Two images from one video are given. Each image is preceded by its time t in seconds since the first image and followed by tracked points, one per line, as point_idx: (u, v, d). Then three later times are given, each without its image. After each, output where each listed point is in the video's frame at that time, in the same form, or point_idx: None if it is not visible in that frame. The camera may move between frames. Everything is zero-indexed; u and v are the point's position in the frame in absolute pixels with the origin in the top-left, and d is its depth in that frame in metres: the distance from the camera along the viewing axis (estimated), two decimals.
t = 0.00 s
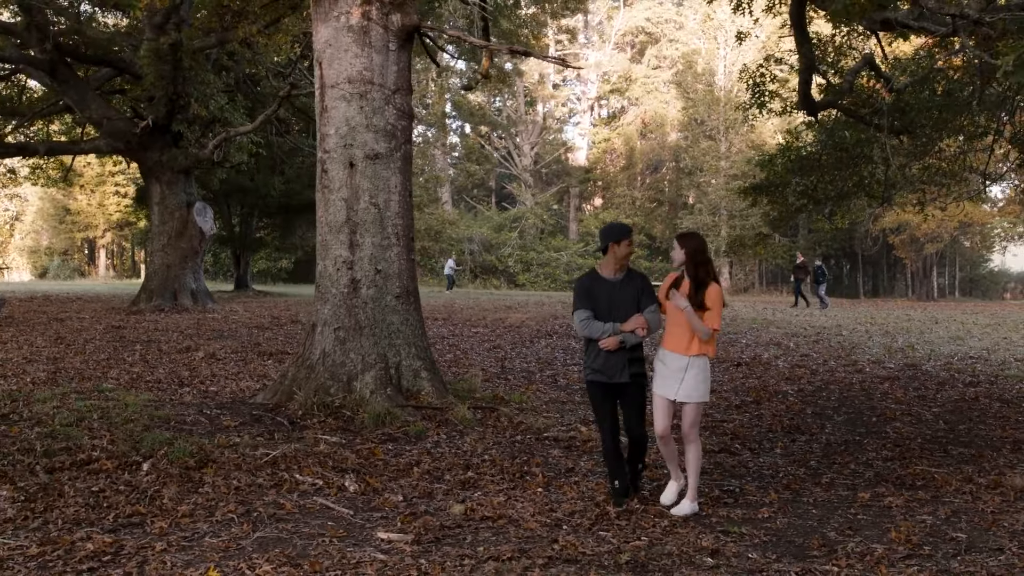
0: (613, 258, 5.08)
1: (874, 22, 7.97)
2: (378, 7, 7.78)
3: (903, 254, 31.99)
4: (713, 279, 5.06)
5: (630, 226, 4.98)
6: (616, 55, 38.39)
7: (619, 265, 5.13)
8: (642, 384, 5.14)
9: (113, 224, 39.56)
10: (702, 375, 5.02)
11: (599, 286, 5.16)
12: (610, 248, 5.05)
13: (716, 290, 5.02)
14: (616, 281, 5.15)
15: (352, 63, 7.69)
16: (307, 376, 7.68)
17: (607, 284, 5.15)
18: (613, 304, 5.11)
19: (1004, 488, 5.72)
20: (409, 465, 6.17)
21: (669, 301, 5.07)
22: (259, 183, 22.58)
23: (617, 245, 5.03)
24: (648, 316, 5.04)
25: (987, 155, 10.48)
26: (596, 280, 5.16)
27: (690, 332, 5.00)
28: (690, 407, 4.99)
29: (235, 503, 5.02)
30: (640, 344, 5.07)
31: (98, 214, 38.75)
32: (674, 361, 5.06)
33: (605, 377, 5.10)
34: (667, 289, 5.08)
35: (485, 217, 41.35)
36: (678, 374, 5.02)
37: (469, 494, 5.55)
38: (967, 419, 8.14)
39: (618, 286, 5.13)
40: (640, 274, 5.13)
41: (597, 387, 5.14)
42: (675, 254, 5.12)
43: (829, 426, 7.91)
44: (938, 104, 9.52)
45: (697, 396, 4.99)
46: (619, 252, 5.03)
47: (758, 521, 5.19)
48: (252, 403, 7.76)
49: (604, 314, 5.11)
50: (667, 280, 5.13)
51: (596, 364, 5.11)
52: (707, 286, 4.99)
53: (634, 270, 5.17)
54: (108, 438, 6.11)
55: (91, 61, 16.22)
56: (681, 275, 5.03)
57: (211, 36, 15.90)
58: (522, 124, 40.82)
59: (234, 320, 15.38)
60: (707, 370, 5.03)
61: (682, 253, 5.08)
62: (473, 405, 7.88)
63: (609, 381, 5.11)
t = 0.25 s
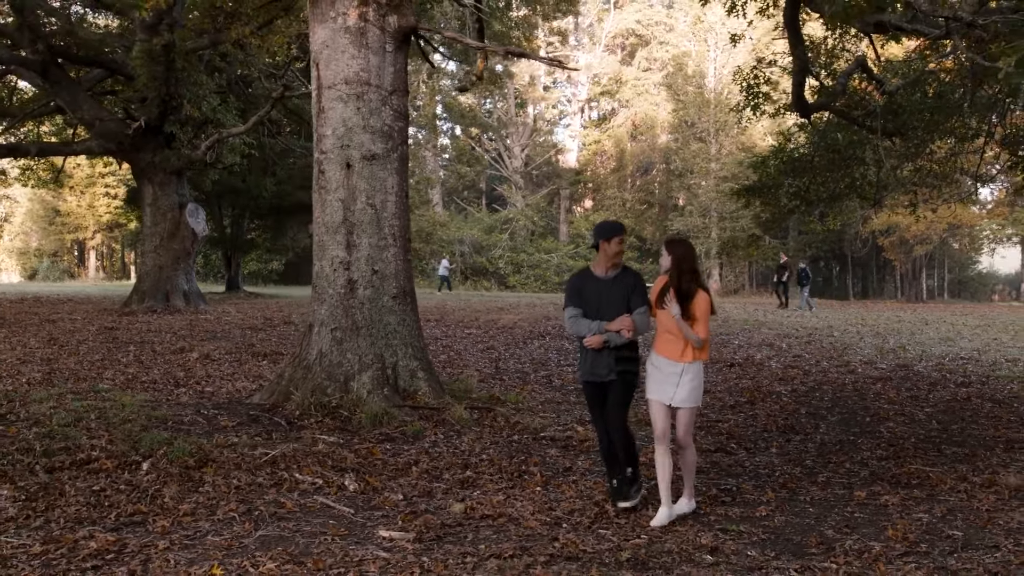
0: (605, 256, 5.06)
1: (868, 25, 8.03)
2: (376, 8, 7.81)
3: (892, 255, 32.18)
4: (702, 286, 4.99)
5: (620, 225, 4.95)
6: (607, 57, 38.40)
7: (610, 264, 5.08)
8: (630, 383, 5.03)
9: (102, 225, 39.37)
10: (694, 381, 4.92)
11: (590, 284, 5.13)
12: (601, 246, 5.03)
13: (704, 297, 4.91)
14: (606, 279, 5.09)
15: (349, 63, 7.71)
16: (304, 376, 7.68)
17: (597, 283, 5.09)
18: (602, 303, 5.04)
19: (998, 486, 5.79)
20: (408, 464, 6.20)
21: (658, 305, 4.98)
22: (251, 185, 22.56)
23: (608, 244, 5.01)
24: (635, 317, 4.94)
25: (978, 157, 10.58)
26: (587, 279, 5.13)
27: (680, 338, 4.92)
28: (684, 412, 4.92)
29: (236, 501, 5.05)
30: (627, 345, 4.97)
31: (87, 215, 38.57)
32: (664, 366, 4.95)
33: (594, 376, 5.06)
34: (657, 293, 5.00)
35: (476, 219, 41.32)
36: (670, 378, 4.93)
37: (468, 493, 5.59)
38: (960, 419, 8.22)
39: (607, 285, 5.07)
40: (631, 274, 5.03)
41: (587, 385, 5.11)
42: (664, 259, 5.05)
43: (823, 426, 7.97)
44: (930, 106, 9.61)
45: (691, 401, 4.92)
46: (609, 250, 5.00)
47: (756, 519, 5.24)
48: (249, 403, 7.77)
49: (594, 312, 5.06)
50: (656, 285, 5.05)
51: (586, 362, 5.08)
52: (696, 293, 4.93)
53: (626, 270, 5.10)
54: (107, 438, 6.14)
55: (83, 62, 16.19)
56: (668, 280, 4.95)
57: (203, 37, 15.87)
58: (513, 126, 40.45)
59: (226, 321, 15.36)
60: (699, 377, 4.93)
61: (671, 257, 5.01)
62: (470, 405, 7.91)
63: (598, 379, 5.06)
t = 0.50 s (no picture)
0: (596, 256, 4.97)
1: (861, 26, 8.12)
2: (371, 8, 7.83)
3: (881, 255, 32.39)
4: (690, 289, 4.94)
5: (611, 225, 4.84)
6: (596, 57, 38.44)
7: (602, 263, 4.98)
8: (619, 384, 4.96)
9: (91, 225, 39.21)
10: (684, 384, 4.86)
11: (581, 283, 5.04)
12: (591, 247, 4.93)
13: (693, 302, 4.87)
14: (597, 279, 5.00)
15: (345, 63, 7.72)
16: (300, 375, 7.70)
17: (588, 283, 5.01)
18: (593, 303, 4.96)
19: (991, 482, 5.87)
20: (406, 461, 6.23)
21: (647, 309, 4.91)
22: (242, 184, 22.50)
23: (598, 245, 4.90)
24: (626, 319, 4.85)
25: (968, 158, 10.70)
26: (579, 279, 5.05)
27: (669, 341, 4.88)
28: (673, 415, 4.84)
29: (236, 498, 5.09)
30: (617, 347, 4.90)
31: (76, 215, 38.42)
32: (653, 371, 4.91)
33: (584, 375, 5.00)
34: (646, 296, 4.93)
35: (466, 218, 41.31)
36: (659, 382, 4.88)
37: (467, 490, 5.63)
38: (951, 417, 8.31)
39: (598, 285, 4.98)
40: (621, 275, 4.94)
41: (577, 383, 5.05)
42: (650, 262, 4.99)
43: (817, 424, 8.04)
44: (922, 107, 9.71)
45: (681, 403, 4.84)
46: (599, 252, 4.90)
47: (754, 515, 5.31)
48: (246, 401, 7.79)
49: (585, 311, 4.98)
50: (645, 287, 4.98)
51: (577, 360, 5.02)
52: (684, 297, 4.87)
53: (617, 269, 5.01)
54: (104, 436, 6.19)
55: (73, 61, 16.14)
56: (655, 284, 4.89)
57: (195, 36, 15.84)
58: (502, 126, 40.12)
59: (219, 320, 15.34)
60: (688, 379, 4.88)
61: (657, 260, 4.94)
62: (466, 404, 7.96)
63: (588, 379, 4.99)
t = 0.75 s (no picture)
0: (588, 261, 4.85)
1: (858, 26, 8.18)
2: (371, 8, 7.86)
3: (875, 255, 32.51)
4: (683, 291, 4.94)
5: (602, 229, 4.75)
6: (590, 57, 38.44)
7: (592, 268, 4.88)
8: (608, 392, 4.83)
9: (85, 225, 39.05)
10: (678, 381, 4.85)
11: (572, 288, 4.93)
12: (582, 252, 4.83)
13: (687, 305, 4.85)
14: (588, 285, 4.90)
15: (345, 63, 7.74)
16: (300, 373, 7.72)
17: (580, 288, 4.90)
18: (585, 309, 4.86)
19: (989, 480, 5.94)
20: (408, 459, 6.26)
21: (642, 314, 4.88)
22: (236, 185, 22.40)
23: (590, 250, 4.80)
24: (619, 326, 4.77)
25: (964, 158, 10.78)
26: (570, 284, 4.93)
27: (664, 343, 4.86)
28: (664, 410, 4.83)
29: (241, 496, 5.14)
30: (610, 354, 4.79)
31: (69, 215, 38.26)
32: (649, 372, 4.89)
33: (575, 383, 4.87)
34: (640, 300, 4.89)
35: (460, 218, 41.28)
36: (653, 382, 4.87)
37: (469, 488, 5.67)
38: (947, 415, 8.38)
39: (590, 291, 4.88)
40: (614, 279, 4.88)
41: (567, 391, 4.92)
42: (642, 265, 4.96)
43: (815, 422, 8.11)
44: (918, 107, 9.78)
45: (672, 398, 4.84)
46: (591, 257, 4.80)
47: (755, 512, 5.39)
48: (246, 400, 7.81)
49: (576, 317, 4.88)
50: (639, 290, 4.95)
51: (567, 368, 4.90)
52: (679, 300, 4.88)
53: (609, 275, 4.92)
54: (106, 434, 6.24)
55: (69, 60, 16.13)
56: (649, 288, 4.87)
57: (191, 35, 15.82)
58: (496, 126, 40.37)
59: (215, 320, 15.34)
60: (683, 378, 4.89)
61: (650, 264, 4.93)
62: (466, 402, 7.99)
63: (578, 387, 4.87)
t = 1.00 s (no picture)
0: (579, 255, 4.90)
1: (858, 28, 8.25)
2: (375, 9, 7.88)
3: (873, 256, 32.54)
4: (682, 291, 4.90)
5: (591, 225, 4.77)
6: (588, 59, 38.47)
7: (586, 264, 4.92)
8: (605, 390, 4.89)
9: (82, 226, 38.97)
10: (677, 387, 4.85)
11: (566, 283, 4.97)
12: (574, 247, 4.87)
13: (684, 304, 4.83)
14: (582, 281, 4.93)
15: (349, 63, 7.77)
16: (304, 373, 7.74)
17: (574, 283, 4.94)
18: (577, 304, 4.90)
19: (991, 479, 5.98)
20: (414, 458, 6.29)
21: (638, 313, 4.86)
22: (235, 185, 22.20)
23: (582, 245, 4.84)
24: (611, 321, 4.79)
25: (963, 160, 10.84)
26: (563, 279, 4.98)
27: (662, 343, 4.84)
28: (662, 418, 4.82)
29: (249, 494, 5.20)
30: (603, 349, 4.84)
31: (67, 216, 38.17)
32: (647, 374, 4.88)
33: (569, 378, 4.93)
34: (636, 299, 4.87)
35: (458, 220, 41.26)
36: (651, 386, 4.87)
37: (475, 487, 5.70)
38: (949, 416, 8.43)
39: (583, 287, 4.92)
40: (608, 274, 4.88)
41: (558, 385, 4.97)
42: (641, 264, 4.93)
43: (816, 422, 8.16)
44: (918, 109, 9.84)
45: (673, 404, 4.83)
46: (583, 249, 4.83)
47: (760, 510, 5.45)
48: (250, 400, 7.84)
49: (570, 313, 4.92)
50: (637, 288, 4.93)
51: (562, 363, 4.96)
52: (677, 301, 4.84)
53: (604, 270, 4.93)
54: (113, 433, 6.30)
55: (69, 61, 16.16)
56: (646, 287, 4.85)
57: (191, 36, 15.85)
58: (495, 127, 40.44)
59: (215, 321, 15.34)
60: (682, 382, 4.86)
61: (649, 263, 4.89)
62: (469, 402, 8.02)
63: (573, 383, 4.93)
